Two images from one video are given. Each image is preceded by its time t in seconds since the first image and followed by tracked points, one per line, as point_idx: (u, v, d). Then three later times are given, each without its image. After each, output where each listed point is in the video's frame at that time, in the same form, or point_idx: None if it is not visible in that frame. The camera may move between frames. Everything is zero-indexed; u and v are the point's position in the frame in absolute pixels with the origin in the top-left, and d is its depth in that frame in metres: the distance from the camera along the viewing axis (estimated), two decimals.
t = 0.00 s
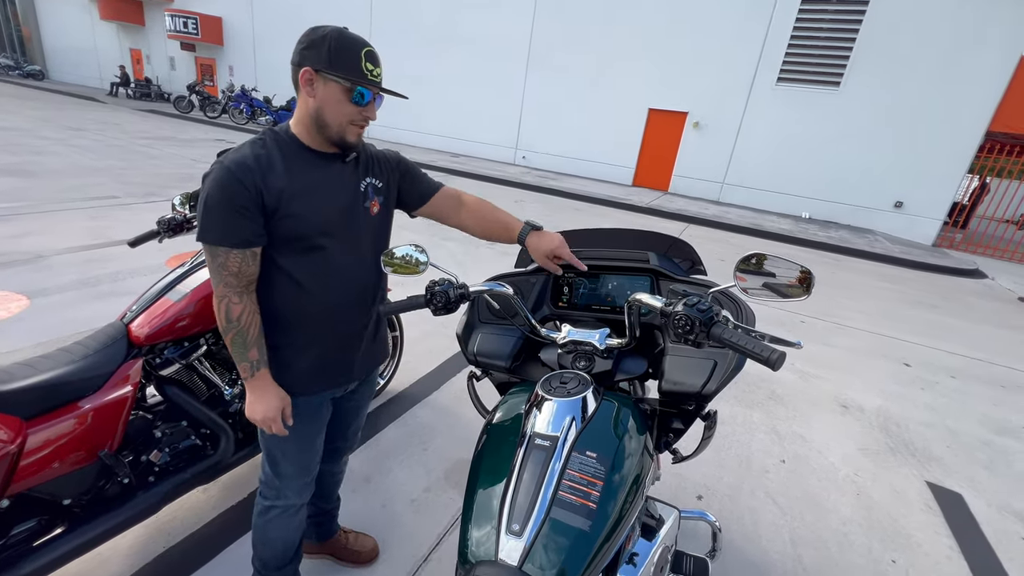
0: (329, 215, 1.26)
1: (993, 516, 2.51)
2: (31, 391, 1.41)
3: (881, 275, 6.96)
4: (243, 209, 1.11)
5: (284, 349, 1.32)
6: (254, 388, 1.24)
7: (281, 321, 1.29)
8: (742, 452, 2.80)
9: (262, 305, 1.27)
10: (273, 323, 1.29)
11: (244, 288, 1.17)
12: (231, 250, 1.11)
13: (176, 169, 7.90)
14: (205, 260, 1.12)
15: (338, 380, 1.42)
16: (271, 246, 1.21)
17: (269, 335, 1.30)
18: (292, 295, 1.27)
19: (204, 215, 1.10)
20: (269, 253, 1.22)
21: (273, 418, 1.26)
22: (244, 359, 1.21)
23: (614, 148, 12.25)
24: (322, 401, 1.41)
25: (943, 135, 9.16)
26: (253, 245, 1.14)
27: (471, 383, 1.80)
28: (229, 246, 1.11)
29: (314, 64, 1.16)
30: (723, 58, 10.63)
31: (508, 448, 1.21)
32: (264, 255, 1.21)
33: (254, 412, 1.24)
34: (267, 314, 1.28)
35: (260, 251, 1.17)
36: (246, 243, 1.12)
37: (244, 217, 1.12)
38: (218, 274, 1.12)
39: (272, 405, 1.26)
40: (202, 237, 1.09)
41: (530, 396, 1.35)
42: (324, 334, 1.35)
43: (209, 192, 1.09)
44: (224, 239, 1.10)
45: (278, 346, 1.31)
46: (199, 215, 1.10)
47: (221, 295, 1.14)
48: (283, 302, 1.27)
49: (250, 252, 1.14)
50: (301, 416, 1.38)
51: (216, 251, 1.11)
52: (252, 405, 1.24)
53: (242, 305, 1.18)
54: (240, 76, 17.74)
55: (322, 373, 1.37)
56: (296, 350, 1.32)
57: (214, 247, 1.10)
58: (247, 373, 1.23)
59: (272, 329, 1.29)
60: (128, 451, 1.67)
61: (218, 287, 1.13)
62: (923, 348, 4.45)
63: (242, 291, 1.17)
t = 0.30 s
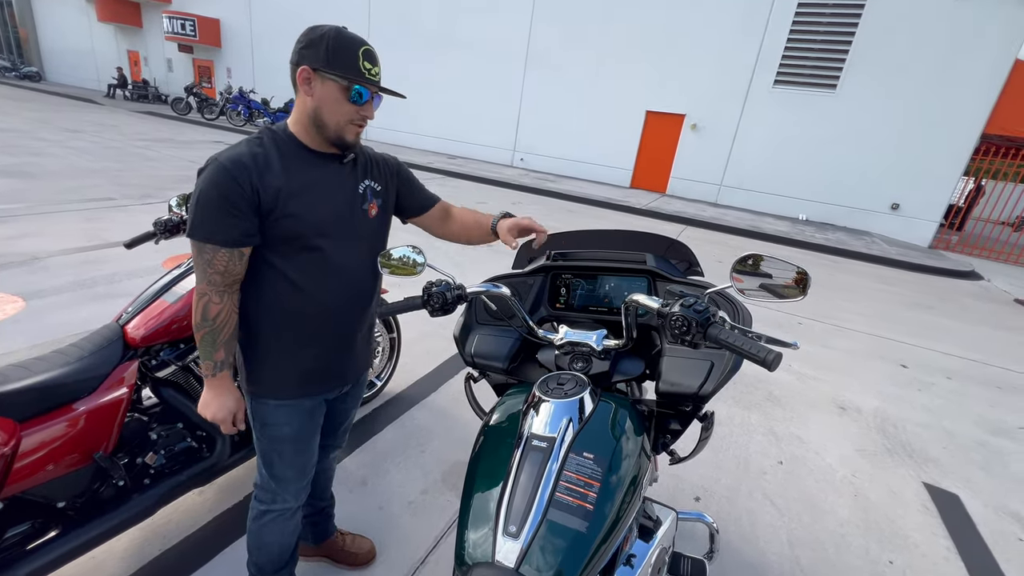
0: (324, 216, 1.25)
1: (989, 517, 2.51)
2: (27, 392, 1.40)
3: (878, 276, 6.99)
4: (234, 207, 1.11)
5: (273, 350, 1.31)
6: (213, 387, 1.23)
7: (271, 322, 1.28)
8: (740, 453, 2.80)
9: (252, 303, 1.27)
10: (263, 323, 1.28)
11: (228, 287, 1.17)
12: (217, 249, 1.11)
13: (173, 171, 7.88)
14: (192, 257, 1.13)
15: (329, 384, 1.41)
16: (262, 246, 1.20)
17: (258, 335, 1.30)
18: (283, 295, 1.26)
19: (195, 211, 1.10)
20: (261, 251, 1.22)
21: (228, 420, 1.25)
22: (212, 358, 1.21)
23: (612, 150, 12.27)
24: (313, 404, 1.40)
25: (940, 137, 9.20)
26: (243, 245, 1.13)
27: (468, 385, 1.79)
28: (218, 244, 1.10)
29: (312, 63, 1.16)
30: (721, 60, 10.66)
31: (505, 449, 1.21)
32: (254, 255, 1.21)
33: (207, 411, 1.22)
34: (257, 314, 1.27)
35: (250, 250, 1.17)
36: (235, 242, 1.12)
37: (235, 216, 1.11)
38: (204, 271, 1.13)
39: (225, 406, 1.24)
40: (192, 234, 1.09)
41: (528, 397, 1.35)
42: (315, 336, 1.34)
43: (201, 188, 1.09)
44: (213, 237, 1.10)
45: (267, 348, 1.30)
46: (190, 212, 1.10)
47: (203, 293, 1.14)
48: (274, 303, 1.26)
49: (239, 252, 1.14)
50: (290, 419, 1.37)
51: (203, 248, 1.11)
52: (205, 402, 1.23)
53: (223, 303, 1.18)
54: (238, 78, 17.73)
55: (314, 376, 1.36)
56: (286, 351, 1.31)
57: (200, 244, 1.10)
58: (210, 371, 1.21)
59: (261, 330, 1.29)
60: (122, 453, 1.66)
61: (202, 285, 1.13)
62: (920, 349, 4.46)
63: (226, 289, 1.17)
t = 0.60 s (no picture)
0: (326, 220, 1.26)
1: (990, 519, 2.51)
2: (25, 396, 1.40)
3: (877, 278, 6.99)
4: (239, 209, 1.11)
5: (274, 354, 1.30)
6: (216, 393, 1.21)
7: (272, 326, 1.28)
8: (740, 456, 2.80)
9: (253, 306, 1.26)
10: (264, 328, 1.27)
11: (233, 291, 1.16)
12: (222, 252, 1.11)
13: (174, 173, 7.90)
14: (196, 259, 1.11)
15: (329, 388, 1.41)
16: (265, 249, 1.20)
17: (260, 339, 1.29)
18: (285, 299, 1.26)
19: (196, 213, 1.09)
20: (263, 255, 1.21)
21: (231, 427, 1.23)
22: (215, 364, 1.19)
23: (612, 153, 12.28)
24: (312, 408, 1.40)
25: (939, 139, 9.21)
26: (248, 247, 1.13)
27: (467, 387, 1.79)
28: (224, 247, 1.10)
29: (291, 59, 1.21)
30: (720, 62, 10.68)
31: (505, 452, 1.21)
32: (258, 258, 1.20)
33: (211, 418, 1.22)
34: (258, 317, 1.27)
35: (254, 253, 1.17)
36: (241, 244, 1.12)
37: (241, 218, 1.11)
38: (207, 276, 1.11)
39: (235, 415, 1.23)
40: (194, 236, 1.08)
41: (527, 399, 1.35)
42: (317, 341, 1.34)
43: (205, 189, 1.08)
44: (218, 239, 1.09)
45: (268, 353, 1.29)
46: (192, 214, 1.08)
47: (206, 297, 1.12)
48: (276, 306, 1.26)
49: (244, 255, 1.13)
50: (289, 424, 1.37)
51: (208, 250, 1.10)
52: (213, 413, 1.22)
53: (228, 307, 1.17)
54: (239, 80, 17.76)
55: (315, 379, 1.37)
56: (286, 356, 1.31)
57: (204, 247, 1.09)
58: (216, 378, 1.20)
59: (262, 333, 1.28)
60: (121, 456, 1.66)
61: (205, 289, 1.12)
62: (920, 351, 4.46)
63: (231, 293, 1.16)
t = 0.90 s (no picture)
0: (327, 220, 1.27)
1: (994, 522, 2.50)
2: (32, 397, 1.41)
3: (880, 280, 6.97)
4: (245, 212, 1.12)
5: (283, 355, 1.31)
6: (280, 385, 1.22)
7: (283, 326, 1.29)
8: (743, 458, 2.79)
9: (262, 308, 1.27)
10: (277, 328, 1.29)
11: (251, 292, 1.17)
12: (235, 254, 1.12)
13: (178, 175, 7.94)
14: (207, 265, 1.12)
15: (332, 389, 1.42)
16: (273, 252, 1.21)
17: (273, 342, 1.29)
18: (292, 299, 1.27)
19: (203, 219, 1.10)
20: (269, 257, 1.22)
21: (309, 412, 1.24)
22: (263, 357, 1.20)
23: (614, 154, 12.29)
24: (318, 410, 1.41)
25: (942, 140, 9.19)
26: (256, 248, 1.14)
27: (470, 389, 1.80)
28: (233, 249, 1.11)
29: (287, 65, 1.21)
30: (722, 64, 10.69)
31: (507, 454, 1.21)
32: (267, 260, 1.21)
33: (287, 411, 1.22)
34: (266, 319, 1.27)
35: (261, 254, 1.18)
36: (249, 246, 1.13)
37: (246, 220, 1.12)
38: (219, 279, 1.12)
39: (306, 398, 1.24)
40: (203, 241, 1.09)
41: (530, 401, 1.35)
42: (323, 339, 1.35)
43: (210, 194, 1.09)
44: (227, 243, 1.10)
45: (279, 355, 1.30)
46: (201, 219, 1.09)
47: (228, 300, 1.13)
48: (284, 306, 1.27)
49: (253, 257, 1.15)
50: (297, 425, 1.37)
51: (218, 254, 1.10)
52: (286, 405, 1.22)
53: (252, 306, 1.17)
54: (242, 83, 17.84)
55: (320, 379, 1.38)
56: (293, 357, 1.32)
57: (216, 251, 1.10)
58: (270, 372, 1.22)
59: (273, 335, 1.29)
60: (126, 457, 1.67)
61: (222, 292, 1.12)
62: (924, 353, 4.44)
63: (248, 292, 1.16)
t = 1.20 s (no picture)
0: (329, 225, 1.27)
1: (1001, 525, 2.48)
2: (39, 398, 1.43)
3: (885, 280, 6.94)
4: (247, 218, 1.12)
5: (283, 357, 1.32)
6: (255, 394, 1.23)
7: (284, 329, 1.29)
8: (746, 459, 2.79)
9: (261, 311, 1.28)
10: (275, 331, 1.29)
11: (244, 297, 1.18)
12: (232, 260, 1.12)
13: (183, 177, 7.98)
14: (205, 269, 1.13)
15: (338, 390, 1.42)
16: (274, 256, 1.22)
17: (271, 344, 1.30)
18: (293, 303, 1.27)
19: (204, 224, 1.11)
20: (271, 261, 1.23)
21: (279, 423, 1.25)
22: (245, 364, 1.20)
23: (617, 155, 12.29)
24: (321, 410, 1.41)
25: (946, 141, 9.16)
26: (255, 255, 1.15)
27: (473, 390, 1.80)
28: (231, 255, 1.12)
29: (328, 85, 1.19)
30: (725, 65, 10.68)
31: (510, 454, 1.21)
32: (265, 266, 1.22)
33: (259, 417, 1.23)
34: (265, 322, 1.28)
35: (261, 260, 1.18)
36: (248, 252, 1.13)
37: (247, 227, 1.13)
38: (215, 285, 1.13)
39: (279, 407, 1.25)
40: (203, 246, 1.10)
41: (533, 402, 1.35)
42: (326, 343, 1.35)
43: (211, 200, 1.10)
44: (226, 249, 1.11)
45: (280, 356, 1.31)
46: (201, 225, 1.11)
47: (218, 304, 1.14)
48: (284, 310, 1.27)
49: (252, 262, 1.15)
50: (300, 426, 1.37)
51: (216, 259, 1.12)
52: (258, 411, 1.23)
53: (242, 312, 1.18)
54: (246, 85, 17.92)
55: (323, 381, 1.38)
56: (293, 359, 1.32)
57: (213, 257, 1.11)
58: (249, 380, 1.22)
59: (272, 338, 1.29)
60: (132, 457, 1.68)
61: (216, 297, 1.13)
62: (929, 354, 4.42)
63: (241, 299, 1.18)
